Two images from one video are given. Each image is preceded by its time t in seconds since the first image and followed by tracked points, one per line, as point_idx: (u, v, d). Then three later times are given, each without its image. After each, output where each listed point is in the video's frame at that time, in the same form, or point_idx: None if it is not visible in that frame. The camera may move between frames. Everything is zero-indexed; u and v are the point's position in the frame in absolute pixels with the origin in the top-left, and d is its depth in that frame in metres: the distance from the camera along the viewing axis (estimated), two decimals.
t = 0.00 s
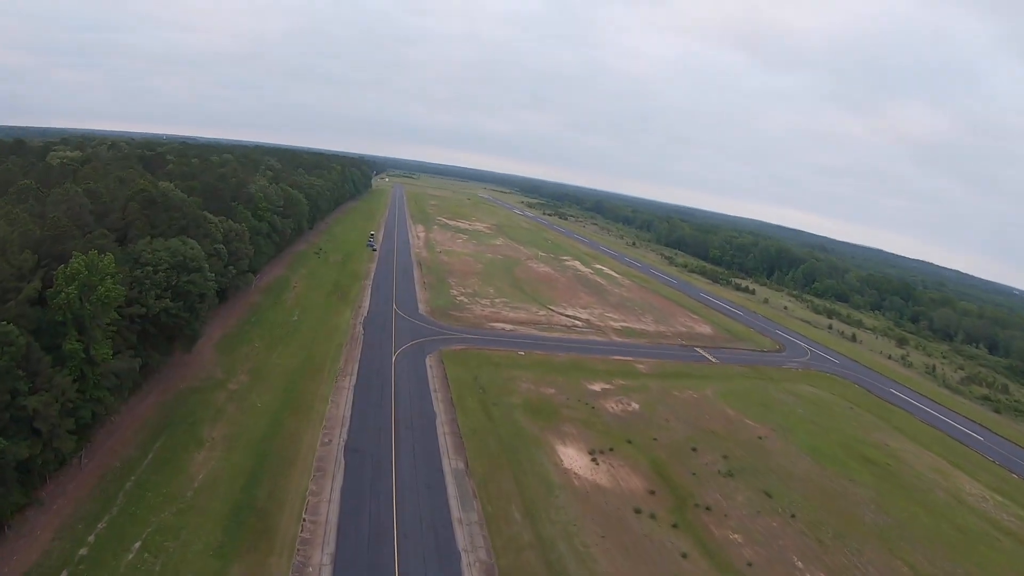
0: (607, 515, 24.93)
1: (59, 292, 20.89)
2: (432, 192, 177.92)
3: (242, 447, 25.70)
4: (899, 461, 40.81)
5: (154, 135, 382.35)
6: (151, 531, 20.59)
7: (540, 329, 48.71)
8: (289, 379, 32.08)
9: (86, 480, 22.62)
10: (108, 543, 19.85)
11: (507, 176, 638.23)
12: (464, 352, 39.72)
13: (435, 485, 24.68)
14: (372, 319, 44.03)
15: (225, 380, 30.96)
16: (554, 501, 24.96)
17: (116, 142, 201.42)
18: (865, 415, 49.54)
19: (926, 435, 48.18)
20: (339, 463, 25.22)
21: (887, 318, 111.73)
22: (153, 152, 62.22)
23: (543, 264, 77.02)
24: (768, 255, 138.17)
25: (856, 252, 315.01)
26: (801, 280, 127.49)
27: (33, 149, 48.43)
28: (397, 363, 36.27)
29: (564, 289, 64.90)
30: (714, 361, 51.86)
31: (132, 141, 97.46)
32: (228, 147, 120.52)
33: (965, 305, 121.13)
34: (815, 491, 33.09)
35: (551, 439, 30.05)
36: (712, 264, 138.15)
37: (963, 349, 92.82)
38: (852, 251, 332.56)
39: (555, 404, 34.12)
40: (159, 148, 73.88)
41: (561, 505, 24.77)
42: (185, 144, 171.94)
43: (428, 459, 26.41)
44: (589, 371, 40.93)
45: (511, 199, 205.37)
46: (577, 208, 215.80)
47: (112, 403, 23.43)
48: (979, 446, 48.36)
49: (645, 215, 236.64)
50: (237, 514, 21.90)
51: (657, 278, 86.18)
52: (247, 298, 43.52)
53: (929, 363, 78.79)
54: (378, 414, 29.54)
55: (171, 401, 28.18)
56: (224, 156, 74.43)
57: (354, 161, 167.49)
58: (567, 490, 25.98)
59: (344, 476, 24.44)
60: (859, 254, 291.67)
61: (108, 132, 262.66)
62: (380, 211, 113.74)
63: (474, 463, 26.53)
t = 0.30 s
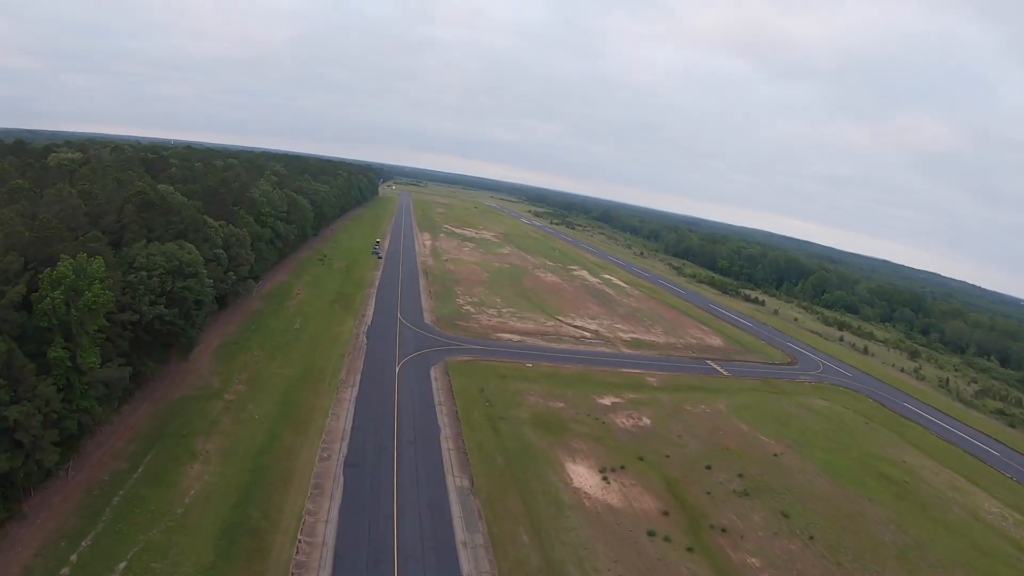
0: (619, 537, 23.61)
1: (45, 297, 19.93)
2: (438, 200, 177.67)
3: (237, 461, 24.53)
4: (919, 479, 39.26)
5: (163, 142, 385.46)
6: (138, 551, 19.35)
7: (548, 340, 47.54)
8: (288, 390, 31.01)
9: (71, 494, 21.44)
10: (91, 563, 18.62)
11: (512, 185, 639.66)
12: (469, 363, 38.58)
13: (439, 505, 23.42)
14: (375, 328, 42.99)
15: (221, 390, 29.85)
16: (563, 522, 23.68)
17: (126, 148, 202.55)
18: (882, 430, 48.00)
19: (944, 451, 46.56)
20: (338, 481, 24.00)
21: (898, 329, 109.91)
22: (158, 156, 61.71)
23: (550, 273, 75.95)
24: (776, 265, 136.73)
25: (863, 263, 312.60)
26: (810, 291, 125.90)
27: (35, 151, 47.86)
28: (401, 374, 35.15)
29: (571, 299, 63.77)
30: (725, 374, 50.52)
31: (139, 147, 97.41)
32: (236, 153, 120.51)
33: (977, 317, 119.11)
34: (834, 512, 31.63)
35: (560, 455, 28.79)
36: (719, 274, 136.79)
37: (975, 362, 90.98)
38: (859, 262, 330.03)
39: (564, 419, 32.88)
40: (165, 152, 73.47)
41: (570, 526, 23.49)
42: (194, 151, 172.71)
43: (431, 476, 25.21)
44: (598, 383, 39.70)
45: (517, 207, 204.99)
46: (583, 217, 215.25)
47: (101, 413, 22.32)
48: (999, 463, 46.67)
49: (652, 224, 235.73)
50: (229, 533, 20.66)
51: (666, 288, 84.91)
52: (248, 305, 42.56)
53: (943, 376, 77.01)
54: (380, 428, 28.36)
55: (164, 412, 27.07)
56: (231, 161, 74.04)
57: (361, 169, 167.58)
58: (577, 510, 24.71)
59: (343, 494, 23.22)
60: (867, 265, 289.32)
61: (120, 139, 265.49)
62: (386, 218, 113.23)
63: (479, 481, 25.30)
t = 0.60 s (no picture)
0: (632, 556, 22.32)
1: (27, 302, 18.93)
2: (443, 204, 176.97)
3: (232, 474, 23.34)
4: (939, 490, 37.77)
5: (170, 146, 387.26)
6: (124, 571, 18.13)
7: (555, 346, 46.32)
8: (287, 398, 29.89)
9: (56, 509, 20.26)
10: None
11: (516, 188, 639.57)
12: (475, 370, 37.41)
13: (442, 522, 22.17)
14: (378, 334, 41.87)
15: (217, 399, 28.75)
16: (572, 539, 22.41)
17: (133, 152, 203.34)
18: (898, 439, 46.54)
19: (963, 461, 45.03)
20: (336, 495, 22.78)
21: (908, 334, 108.17)
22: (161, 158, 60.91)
23: (556, 278, 74.78)
24: (784, 269, 135.22)
25: (870, 267, 310.15)
26: (818, 295, 124.31)
27: (35, 151, 47.08)
28: (404, 382, 33.99)
29: (579, 304, 62.57)
30: (736, 380, 49.20)
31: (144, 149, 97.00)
32: (241, 156, 120.06)
33: (988, 322, 117.12)
34: (854, 526, 30.21)
35: (569, 468, 27.53)
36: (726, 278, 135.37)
37: (987, 367, 89.22)
38: (866, 266, 327.68)
39: (573, 429, 31.63)
40: (168, 154, 72.81)
41: (580, 544, 22.22)
42: (200, 155, 172.93)
43: (435, 490, 23.99)
44: (608, 391, 38.46)
45: (522, 211, 204.10)
46: (588, 221, 214.22)
47: (89, 423, 21.20)
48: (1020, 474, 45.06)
49: (657, 228, 234.48)
50: (221, 551, 19.42)
51: (673, 293, 83.63)
52: (248, 309, 41.54)
53: (956, 382, 75.30)
54: (381, 440, 27.16)
55: (158, 421, 25.97)
56: (234, 164, 73.23)
57: (366, 172, 167.03)
58: (588, 526, 23.45)
59: (342, 509, 22.01)
60: (873, 269, 287.07)
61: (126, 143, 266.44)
62: (391, 222, 112.39)
63: (485, 496, 24.07)
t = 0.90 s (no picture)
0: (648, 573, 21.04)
1: (8, 306, 18.01)
2: (449, 205, 176.20)
3: (228, 487, 22.24)
4: (963, 498, 36.28)
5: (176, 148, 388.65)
6: None
7: (564, 349, 45.15)
8: (287, 405, 28.80)
9: (41, 524, 19.16)
10: None
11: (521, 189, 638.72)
12: (482, 375, 36.26)
13: (448, 538, 20.96)
14: (382, 337, 40.78)
15: (215, 406, 27.70)
16: (584, 555, 21.16)
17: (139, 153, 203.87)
18: (917, 444, 45.00)
19: (985, 467, 43.43)
20: (337, 509, 21.63)
21: (920, 336, 106.20)
22: (163, 158, 60.16)
23: (564, 279, 73.58)
24: (793, 270, 133.45)
25: (879, 268, 307.07)
26: (829, 296, 122.51)
27: (34, 152, 46.36)
28: (409, 387, 32.85)
29: (587, 306, 61.36)
30: (750, 384, 47.84)
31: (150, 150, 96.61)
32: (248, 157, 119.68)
33: (1003, 323, 114.81)
34: (878, 537, 28.80)
35: (580, 478, 26.29)
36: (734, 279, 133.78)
37: (1003, 369, 87.22)
38: (874, 266, 324.47)
39: (584, 436, 30.38)
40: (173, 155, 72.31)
41: (593, 561, 20.96)
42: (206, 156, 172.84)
43: (440, 504, 22.81)
44: (619, 396, 37.21)
45: (527, 212, 203.08)
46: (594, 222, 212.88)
47: (78, 433, 20.17)
48: None
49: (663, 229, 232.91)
50: (213, 569, 18.28)
51: (683, 294, 82.28)
52: (248, 312, 40.55)
53: (973, 384, 73.48)
54: (385, 449, 26.02)
55: (152, 430, 24.93)
56: (239, 164, 72.50)
57: (372, 173, 166.50)
58: (602, 542, 22.20)
59: (342, 524, 20.85)
60: (882, 270, 284.06)
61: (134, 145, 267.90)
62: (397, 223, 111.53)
63: (494, 509, 22.86)
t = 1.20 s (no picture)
0: None
1: None
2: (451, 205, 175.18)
3: (221, 502, 21.17)
4: (985, 501, 34.99)
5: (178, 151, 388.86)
6: None
7: (570, 350, 44.01)
8: (284, 414, 27.73)
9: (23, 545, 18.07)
10: None
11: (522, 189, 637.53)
12: (487, 378, 35.15)
13: (452, 554, 19.84)
14: (383, 341, 39.67)
15: (209, 415, 26.64)
16: (597, 570, 20.02)
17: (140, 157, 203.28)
18: (934, 444, 43.71)
19: (1004, 467, 42.13)
20: (336, 524, 20.54)
21: (929, 332, 104.63)
22: (160, 161, 59.18)
23: (569, 278, 72.40)
24: (799, 266, 131.93)
25: (883, 263, 304.85)
26: (835, 292, 120.98)
27: (27, 155, 45.40)
28: (411, 393, 31.76)
29: (593, 305, 60.21)
30: (761, 384, 46.60)
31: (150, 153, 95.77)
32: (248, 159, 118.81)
33: (1013, 318, 113.08)
34: (902, 544, 27.55)
35: (591, 487, 25.13)
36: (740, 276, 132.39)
37: (1015, 365, 85.65)
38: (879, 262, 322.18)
39: (594, 442, 29.23)
40: (171, 157, 71.52)
41: None
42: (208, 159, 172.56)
43: (445, 516, 21.73)
44: (628, 399, 36.04)
45: (529, 211, 201.97)
46: (597, 221, 211.54)
47: (64, 448, 19.15)
48: None
49: (666, 227, 231.43)
50: None
51: (689, 292, 80.98)
52: (246, 317, 39.48)
53: (985, 381, 72.03)
54: (386, 459, 24.92)
55: (143, 442, 23.88)
56: (238, 166, 71.55)
57: (373, 174, 165.49)
58: (615, 555, 21.05)
59: (342, 540, 19.76)
60: (887, 266, 281.77)
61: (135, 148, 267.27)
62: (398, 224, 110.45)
63: (502, 522, 21.75)
